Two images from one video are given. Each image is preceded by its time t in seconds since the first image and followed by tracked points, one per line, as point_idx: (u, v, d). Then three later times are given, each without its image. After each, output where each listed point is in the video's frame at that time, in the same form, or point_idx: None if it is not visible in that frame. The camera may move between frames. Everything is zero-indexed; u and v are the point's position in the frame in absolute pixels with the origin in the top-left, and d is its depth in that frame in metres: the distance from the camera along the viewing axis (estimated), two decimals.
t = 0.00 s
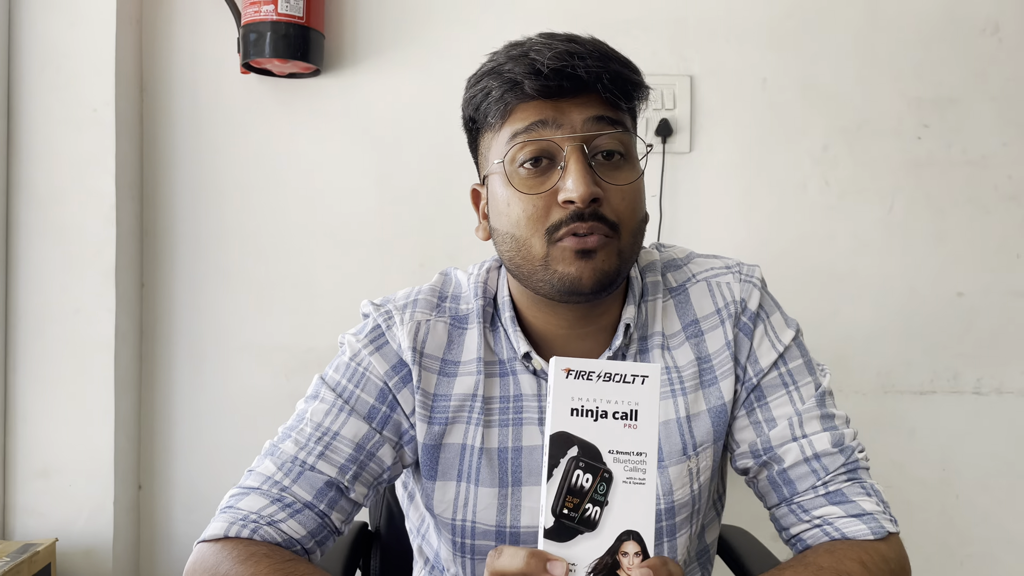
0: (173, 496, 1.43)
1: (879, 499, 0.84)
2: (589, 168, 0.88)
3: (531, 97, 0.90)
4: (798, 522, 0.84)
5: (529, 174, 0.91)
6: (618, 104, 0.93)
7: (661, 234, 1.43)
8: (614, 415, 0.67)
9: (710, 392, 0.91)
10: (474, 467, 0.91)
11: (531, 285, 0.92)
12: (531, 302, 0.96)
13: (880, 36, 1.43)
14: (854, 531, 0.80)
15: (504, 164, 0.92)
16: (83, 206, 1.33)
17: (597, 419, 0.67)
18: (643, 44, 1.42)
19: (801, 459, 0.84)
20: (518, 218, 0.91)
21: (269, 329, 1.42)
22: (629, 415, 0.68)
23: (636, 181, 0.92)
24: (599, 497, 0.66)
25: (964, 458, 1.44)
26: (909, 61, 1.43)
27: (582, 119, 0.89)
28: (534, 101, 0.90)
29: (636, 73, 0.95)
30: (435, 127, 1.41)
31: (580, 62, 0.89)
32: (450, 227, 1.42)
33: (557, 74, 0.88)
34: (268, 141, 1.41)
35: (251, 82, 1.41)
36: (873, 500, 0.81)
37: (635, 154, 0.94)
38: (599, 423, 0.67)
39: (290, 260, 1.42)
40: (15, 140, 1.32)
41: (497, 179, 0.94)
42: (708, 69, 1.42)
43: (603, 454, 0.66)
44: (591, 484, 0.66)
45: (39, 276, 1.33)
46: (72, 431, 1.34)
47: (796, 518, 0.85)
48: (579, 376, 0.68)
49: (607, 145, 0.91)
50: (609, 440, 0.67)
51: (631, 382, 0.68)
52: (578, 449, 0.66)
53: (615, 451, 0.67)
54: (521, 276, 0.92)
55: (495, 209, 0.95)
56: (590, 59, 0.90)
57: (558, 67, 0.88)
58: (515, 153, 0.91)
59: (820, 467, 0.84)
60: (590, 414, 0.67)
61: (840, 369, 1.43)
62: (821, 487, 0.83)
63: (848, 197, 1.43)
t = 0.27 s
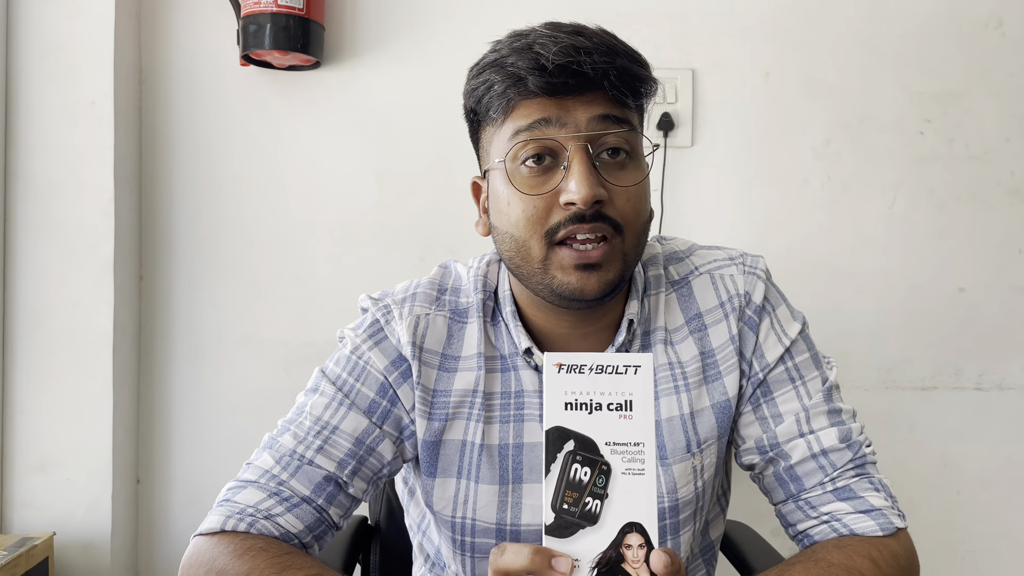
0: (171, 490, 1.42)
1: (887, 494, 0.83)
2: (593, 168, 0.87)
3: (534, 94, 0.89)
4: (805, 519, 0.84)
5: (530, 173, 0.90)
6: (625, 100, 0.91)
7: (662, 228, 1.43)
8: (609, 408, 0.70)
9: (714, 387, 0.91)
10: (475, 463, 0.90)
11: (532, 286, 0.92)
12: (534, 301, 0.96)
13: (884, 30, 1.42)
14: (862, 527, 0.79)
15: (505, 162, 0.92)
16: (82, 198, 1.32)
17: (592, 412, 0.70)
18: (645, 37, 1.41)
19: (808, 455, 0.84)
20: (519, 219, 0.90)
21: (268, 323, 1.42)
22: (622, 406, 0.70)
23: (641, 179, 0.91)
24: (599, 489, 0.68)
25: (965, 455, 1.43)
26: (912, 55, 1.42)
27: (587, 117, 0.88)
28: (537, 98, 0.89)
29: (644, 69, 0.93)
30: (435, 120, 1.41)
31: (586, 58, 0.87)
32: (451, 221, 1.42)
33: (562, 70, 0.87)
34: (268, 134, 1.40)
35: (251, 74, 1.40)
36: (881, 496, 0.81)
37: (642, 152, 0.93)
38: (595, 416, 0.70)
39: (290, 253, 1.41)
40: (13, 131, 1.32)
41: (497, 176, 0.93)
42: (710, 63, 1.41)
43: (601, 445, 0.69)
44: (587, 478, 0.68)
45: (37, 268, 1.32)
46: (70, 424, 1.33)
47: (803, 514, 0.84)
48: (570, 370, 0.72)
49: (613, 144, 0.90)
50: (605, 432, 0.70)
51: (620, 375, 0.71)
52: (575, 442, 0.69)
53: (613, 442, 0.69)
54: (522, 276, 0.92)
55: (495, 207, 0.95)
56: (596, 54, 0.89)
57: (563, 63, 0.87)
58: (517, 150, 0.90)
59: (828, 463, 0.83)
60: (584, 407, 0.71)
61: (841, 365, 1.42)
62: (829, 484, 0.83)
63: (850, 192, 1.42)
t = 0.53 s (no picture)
0: (173, 484, 1.43)
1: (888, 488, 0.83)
2: (593, 168, 0.87)
3: (533, 94, 0.89)
4: (807, 511, 0.84)
5: (530, 172, 0.90)
6: (624, 98, 0.91)
7: (664, 224, 1.43)
8: (594, 361, 0.69)
9: (716, 381, 0.91)
10: (477, 456, 0.90)
11: (533, 284, 0.92)
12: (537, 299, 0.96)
13: (886, 26, 1.42)
14: (863, 519, 0.79)
15: (505, 161, 0.91)
16: (83, 192, 1.32)
17: (579, 365, 0.68)
18: (647, 32, 1.41)
19: (810, 448, 0.84)
20: (518, 218, 0.90)
21: (269, 317, 1.42)
22: (606, 359, 0.69)
23: (642, 178, 0.91)
24: (588, 431, 0.66)
25: (965, 450, 1.44)
26: (914, 51, 1.42)
27: (586, 117, 0.88)
28: (536, 97, 0.89)
29: (644, 67, 0.93)
30: (437, 115, 1.41)
31: (585, 58, 0.87)
32: (452, 216, 1.42)
33: (560, 70, 0.87)
34: (269, 128, 1.40)
35: (252, 68, 1.40)
36: (882, 488, 0.81)
37: (643, 151, 0.93)
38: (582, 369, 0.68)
39: (291, 248, 1.41)
40: (14, 125, 1.31)
41: (497, 175, 0.93)
42: (712, 58, 1.41)
43: (589, 393, 0.67)
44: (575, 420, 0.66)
45: (38, 263, 1.32)
46: (71, 419, 1.33)
47: (805, 507, 0.84)
48: (558, 333, 0.70)
49: (612, 143, 0.89)
50: (592, 380, 0.68)
51: (604, 334, 0.70)
52: (563, 391, 0.67)
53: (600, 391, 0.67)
54: (522, 273, 0.93)
55: (496, 206, 0.95)
56: (595, 52, 0.89)
57: (561, 62, 0.86)
58: (517, 150, 0.90)
59: (829, 456, 0.83)
60: (571, 361, 0.69)
61: (842, 360, 1.43)
62: (830, 476, 0.83)
63: (851, 188, 1.42)
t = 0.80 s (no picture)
0: (175, 479, 1.43)
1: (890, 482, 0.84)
2: (597, 163, 0.87)
3: (537, 89, 0.89)
4: (809, 505, 0.85)
5: (535, 168, 0.90)
6: (628, 93, 0.91)
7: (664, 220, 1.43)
8: (636, 395, 0.61)
9: (719, 376, 0.91)
10: (481, 451, 0.91)
11: (536, 281, 0.92)
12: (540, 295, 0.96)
13: (887, 22, 1.42)
14: (865, 512, 0.80)
15: (510, 158, 0.92)
16: (86, 188, 1.33)
17: (617, 396, 0.60)
18: (649, 29, 1.41)
19: (813, 442, 0.85)
20: (522, 214, 0.91)
21: (271, 313, 1.42)
22: (650, 396, 0.61)
23: (646, 174, 0.91)
24: (615, 475, 0.59)
25: (965, 445, 1.44)
26: (915, 47, 1.42)
27: (590, 113, 0.88)
28: (540, 93, 0.89)
29: (649, 61, 0.94)
30: (438, 111, 1.41)
31: (589, 53, 0.88)
32: (454, 212, 1.42)
33: (565, 64, 0.87)
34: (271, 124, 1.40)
35: (255, 64, 1.40)
36: (884, 482, 0.82)
37: (648, 148, 0.93)
38: (619, 400, 0.60)
39: (293, 244, 1.42)
40: (18, 120, 1.32)
41: (501, 171, 0.94)
42: (713, 55, 1.41)
43: (622, 432, 0.59)
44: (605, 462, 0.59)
45: (41, 258, 1.33)
46: (74, 413, 1.33)
47: (808, 500, 0.85)
48: (606, 350, 0.61)
49: (617, 139, 0.89)
50: (629, 418, 0.60)
51: (659, 364, 0.61)
52: (597, 425, 0.59)
53: (634, 430, 0.60)
54: (525, 270, 0.93)
55: (499, 203, 0.95)
56: (599, 47, 0.89)
57: (565, 57, 0.87)
58: (521, 146, 0.90)
59: (831, 450, 0.84)
60: (610, 389, 0.60)
61: (842, 356, 1.43)
62: (833, 470, 0.83)
63: (852, 184, 1.42)
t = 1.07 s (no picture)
0: (177, 474, 1.43)
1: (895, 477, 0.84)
2: (602, 165, 0.87)
3: (540, 89, 0.88)
4: (813, 502, 0.85)
5: (537, 169, 0.89)
6: (631, 91, 0.91)
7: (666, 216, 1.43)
8: (619, 370, 0.62)
9: (721, 374, 0.91)
10: (482, 448, 0.90)
11: (538, 281, 0.93)
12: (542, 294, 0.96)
13: (889, 18, 1.42)
14: (868, 508, 0.80)
15: (512, 159, 0.91)
16: (88, 183, 1.33)
17: (605, 374, 0.62)
18: (650, 24, 1.41)
19: (817, 440, 0.85)
20: (525, 215, 0.91)
21: (273, 309, 1.42)
22: (631, 368, 0.62)
23: (648, 175, 0.90)
24: (609, 447, 0.59)
25: (966, 441, 1.44)
26: (917, 43, 1.42)
27: (594, 115, 0.88)
28: (542, 92, 0.89)
29: (653, 59, 0.93)
30: (439, 107, 1.41)
31: (593, 52, 0.87)
32: (455, 208, 1.42)
33: (569, 64, 0.87)
34: (272, 120, 1.40)
35: (256, 60, 1.40)
36: (888, 478, 0.82)
37: (650, 149, 0.93)
38: (608, 377, 0.61)
39: (294, 240, 1.42)
40: (19, 116, 1.32)
41: (502, 170, 0.93)
42: (715, 50, 1.41)
43: (614, 406, 0.60)
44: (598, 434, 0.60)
45: (43, 253, 1.32)
46: (76, 409, 1.33)
47: (811, 497, 0.85)
48: (585, 334, 0.63)
49: (620, 140, 0.89)
50: (616, 393, 0.61)
51: (635, 340, 0.63)
52: (586, 402, 0.60)
53: (624, 402, 0.61)
54: (528, 270, 0.93)
55: (500, 203, 0.95)
56: (603, 46, 0.89)
57: (569, 56, 0.87)
58: (523, 146, 0.90)
59: (835, 448, 0.84)
60: (598, 368, 0.62)
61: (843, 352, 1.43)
62: (837, 467, 0.83)
63: (854, 180, 1.42)
